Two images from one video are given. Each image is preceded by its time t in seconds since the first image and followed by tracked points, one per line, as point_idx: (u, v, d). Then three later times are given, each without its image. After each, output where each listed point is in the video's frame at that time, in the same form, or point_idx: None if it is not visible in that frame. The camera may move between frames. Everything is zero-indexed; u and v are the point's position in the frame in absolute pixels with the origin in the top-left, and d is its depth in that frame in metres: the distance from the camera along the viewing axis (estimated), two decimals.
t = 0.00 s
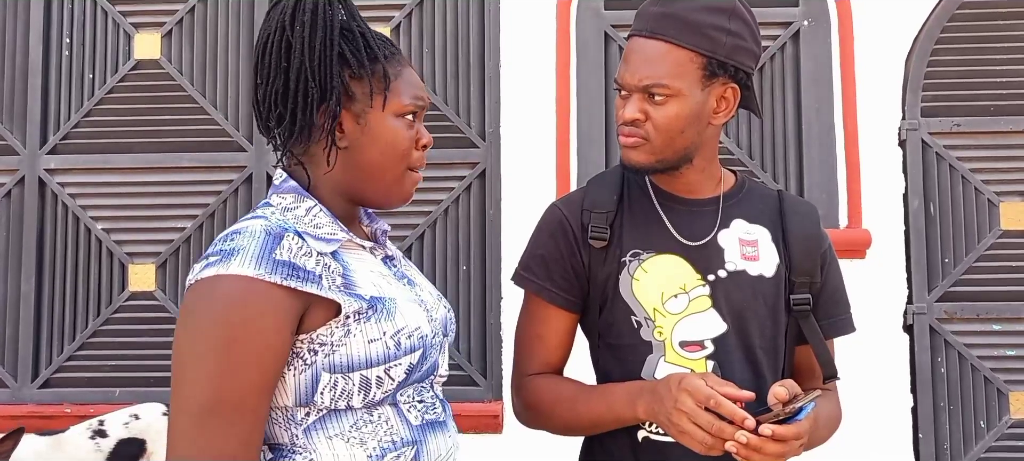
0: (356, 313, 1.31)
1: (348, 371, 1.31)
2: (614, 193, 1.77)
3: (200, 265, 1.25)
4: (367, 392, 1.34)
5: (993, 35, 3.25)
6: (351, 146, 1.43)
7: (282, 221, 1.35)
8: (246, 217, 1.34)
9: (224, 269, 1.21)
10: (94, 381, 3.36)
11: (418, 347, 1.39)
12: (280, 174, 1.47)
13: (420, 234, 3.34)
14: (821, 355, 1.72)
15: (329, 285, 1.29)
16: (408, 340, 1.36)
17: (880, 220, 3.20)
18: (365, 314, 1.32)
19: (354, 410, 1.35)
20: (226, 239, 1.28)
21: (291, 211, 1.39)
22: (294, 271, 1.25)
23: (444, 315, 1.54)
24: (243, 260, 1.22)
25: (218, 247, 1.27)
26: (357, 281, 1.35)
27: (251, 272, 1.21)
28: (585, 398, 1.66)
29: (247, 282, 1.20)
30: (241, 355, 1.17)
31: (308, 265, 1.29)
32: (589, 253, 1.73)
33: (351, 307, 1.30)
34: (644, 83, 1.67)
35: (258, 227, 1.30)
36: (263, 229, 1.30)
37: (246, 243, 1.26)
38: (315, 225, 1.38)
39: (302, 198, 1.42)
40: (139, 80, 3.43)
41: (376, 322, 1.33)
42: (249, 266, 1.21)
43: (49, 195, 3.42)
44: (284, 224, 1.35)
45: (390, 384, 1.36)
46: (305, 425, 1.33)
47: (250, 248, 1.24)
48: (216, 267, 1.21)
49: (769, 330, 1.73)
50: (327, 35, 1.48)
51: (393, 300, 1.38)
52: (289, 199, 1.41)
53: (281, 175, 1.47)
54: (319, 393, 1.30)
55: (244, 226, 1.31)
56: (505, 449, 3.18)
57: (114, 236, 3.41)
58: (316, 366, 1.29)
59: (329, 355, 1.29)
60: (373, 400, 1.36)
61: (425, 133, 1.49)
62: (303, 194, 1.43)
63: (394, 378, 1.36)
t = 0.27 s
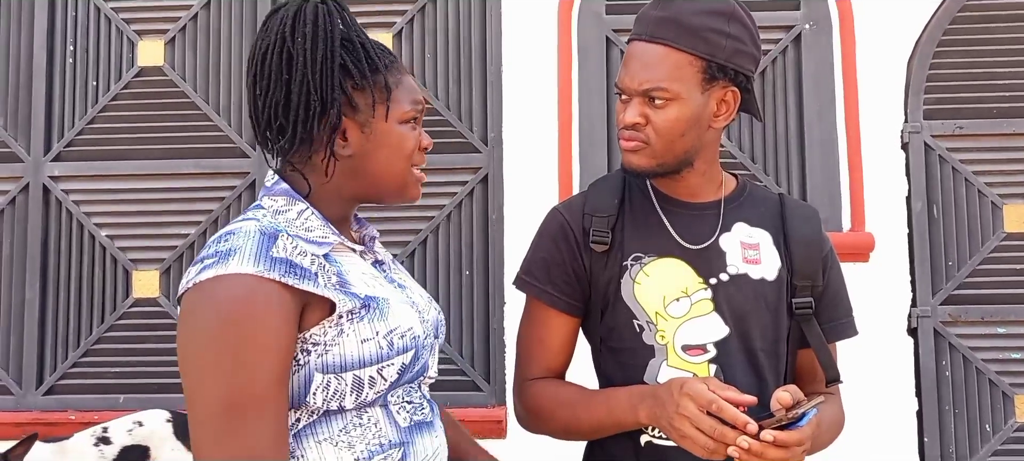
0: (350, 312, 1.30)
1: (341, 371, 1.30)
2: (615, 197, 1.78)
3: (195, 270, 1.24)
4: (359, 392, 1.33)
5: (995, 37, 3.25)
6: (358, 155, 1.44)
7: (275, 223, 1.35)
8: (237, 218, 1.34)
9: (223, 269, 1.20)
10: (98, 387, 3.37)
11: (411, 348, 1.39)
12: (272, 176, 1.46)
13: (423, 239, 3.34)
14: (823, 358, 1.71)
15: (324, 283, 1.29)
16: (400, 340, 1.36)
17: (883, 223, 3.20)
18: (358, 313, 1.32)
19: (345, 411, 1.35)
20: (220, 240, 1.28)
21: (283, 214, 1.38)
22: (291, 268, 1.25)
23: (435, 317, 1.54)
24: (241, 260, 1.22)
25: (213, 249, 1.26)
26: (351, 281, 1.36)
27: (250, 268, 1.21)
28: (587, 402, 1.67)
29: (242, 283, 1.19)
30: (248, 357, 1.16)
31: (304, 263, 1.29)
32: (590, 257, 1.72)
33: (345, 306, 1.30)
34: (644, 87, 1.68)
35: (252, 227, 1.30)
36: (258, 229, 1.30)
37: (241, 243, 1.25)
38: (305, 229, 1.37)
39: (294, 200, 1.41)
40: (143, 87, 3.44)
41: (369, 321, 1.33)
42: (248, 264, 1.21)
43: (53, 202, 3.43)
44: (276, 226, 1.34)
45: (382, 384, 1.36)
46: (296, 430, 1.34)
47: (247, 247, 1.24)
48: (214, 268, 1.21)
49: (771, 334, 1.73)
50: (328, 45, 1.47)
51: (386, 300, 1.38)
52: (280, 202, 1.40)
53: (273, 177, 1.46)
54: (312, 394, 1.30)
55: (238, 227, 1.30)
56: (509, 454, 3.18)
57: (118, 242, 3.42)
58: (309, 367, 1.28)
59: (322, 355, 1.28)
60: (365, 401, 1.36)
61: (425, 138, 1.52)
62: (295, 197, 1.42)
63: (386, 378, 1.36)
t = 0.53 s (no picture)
0: (337, 306, 1.30)
1: (325, 367, 1.31)
2: (613, 201, 1.77)
3: (190, 256, 1.22)
4: (342, 390, 1.34)
5: (993, 43, 3.26)
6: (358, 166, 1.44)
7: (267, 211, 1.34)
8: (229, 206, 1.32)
9: (217, 251, 1.19)
10: (95, 390, 3.36)
11: (396, 348, 1.39)
12: (266, 173, 1.45)
13: (421, 243, 3.34)
14: (821, 363, 1.71)
15: (315, 272, 1.27)
16: (386, 339, 1.36)
17: (881, 229, 3.20)
18: (345, 308, 1.31)
19: (326, 411, 1.37)
20: (213, 225, 1.26)
21: (277, 209, 1.37)
22: (284, 253, 1.23)
23: (422, 321, 1.54)
24: (236, 241, 1.21)
25: (206, 234, 1.24)
26: (341, 275, 1.35)
27: (244, 250, 1.20)
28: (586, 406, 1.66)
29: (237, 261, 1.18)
30: (247, 339, 1.14)
31: (297, 250, 1.27)
32: (588, 261, 1.72)
33: (332, 299, 1.28)
34: (641, 92, 1.68)
35: (246, 212, 1.29)
36: (251, 214, 1.29)
37: (235, 226, 1.24)
38: (299, 222, 1.38)
39: (288, 196, 1.41)
40: (142, 90, 3.44)
41: (356, 318, 1.33)
42: (242, 245, 1.20)
43: (51, 205, 3.43)
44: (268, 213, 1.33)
45: (365, 382, 1.36)
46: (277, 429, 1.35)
47: (241, 230, 1.23)
48: (209, 251, 1.19)
49: (768, 339, 1.73)
50: (336, 55, 1.47)
51: (373, 299, 1.37)
52: (274, 197, 1.39)
53: (267, 174, 1.45)
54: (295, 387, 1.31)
55: (231, 212, 1.29)
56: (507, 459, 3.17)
57: (116, 245, 3.41)
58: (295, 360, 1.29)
59: (308, 348, 1.29)
60: (347, 399, 1.36)
61: (424, 152, 1.52)
62: (289, 193, 1.42)
63: (370, 376, 1.36)
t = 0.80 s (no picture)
0: (333, 292, 1.30)
1: (320, 354, 1.30)
2: (614, 198, 1.77)
3: (189, 235, 1.23)
4: (337, 379, 1.33)
5: (995, 41, 3.25)
6: (360, 163, 1.44)
7: (267, 192, 1.35)
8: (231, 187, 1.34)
9: (216, 229, 1.19)
10: (97, 386, 3.37)
11: (392, 337, 1.38)
12: (266, 161, 1.46)
13: (422, 240, 3.33)
14: (822, 360, 1.71)
15: (311, 256, 1.28)
16: (381, 328, 1.35)
17: (883, 226, 3.19)
18: (341, 296, 1.31)
19: (320, 404, 1.36)
20: (213, 205, 1.27)
21: (278, 195, 1.37)
22: (282, 233, 1.24)
23: (420, 312, 1.53)
24: (234, 219, 1.21)
25: (206, 213, 1.25)
26: (338, 261, 1.36)
27: (242, 228, 1.20)
28: (588, 403, 1.66)
29: (235, 245, 1.18)
30: (243, 325, 1.13)
31: (296, 231, 1.28)
32: (589, 258, 1.72)
33: (327, 285, 1.29)
34: (643, 88, 1.67)
35: (246, 193, 1.30)
36: (251, 195, 1.30)
37: (235, 204, 1.25)
38: (299, 208, 1.36)
39: (288, 183, 1.40)
40: (143, 86, 3.44)
41: (351, 305, 1.32)
42: (242, 223, 1.21)
43: (53, 200, 3.43)
44: (268, 193, 1.34)
45: (361, 372, 1.35)
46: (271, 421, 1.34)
47: (240, 209, 1.24)
48: (208, 230, 1.20)
49: (769, 336, 1.73)
50: (346, 49, 1.47)
51: (368, 287, 1.37)
52: (275, 184, 1.39)
53: (267, 162, 1.46)
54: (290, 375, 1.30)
55: (231, 193, 1.30)
56: (508, 455, 3.17)
57: (118, 241, 3.42)
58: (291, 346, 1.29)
59: (304, 334, 1.29)
60: (343, 388, 1.35)
61: (426, 153, 1.52)
62: (290, 181, 1.41)
63: (366, 365, 1.34)
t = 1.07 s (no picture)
0: (333, 298, 1.30)
1: (320, 359, 1.30)
2: (614, 197, 1.78)
3: (189, 236, 1.23)
4: (337, 384, 1.33)
5: (994, 39, 3.25)
6: (363, 167, 1.43)
7: (268, 195, 1.35)
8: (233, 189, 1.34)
9: (216, 232, 1.19)
10: (97, 387, 3.36)
11: (391, 342, 1.38)
12: (266, 162, 1.44)
13: (422, 240, 3.33)
14: (823, 359, 1.71)
15: (311, 261, 1.28)
16: (381, 333, 1.36)
17: (882, 224, 3.19)
18: (341, 301, 1.31)
19: (321, 409, 1.36)
20: (214, 206, 1.27)
21: (279, 197, 1.36)
22: (282, 237, 1.24)
23: (420, 316, 1.53)
24: (234, 222, 1.21)
25: (207, 215, 1.26)
26: (339, 266, 1.36)
27: (242, 232, 1.20)
28: (588, 401, 1.66)
29: (234, 248, 1.18)
30: (238, 329, 1.13)
31: (296, 236, 1.28)
32: (589, 257, 1.72)
33: (327, 290, 1.29)
34: (642, 87, 1.68)
35: (247, 196, 1.30)
36: (252, 198, 1.30)
37: (236, 207, 1.25)
38: (299, 210, 1.35)
39: (290, 184, 1.39)
40: (142, 87, 3.44)
41: (351, 311, 1.32)
42: (242, 227, 1.21)
43: (52, 202, 3.43)
44: (269, 196, 1.34)
45: (361, 377, 1.35)
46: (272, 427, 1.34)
47: (241, 212, 1.24)
48: (208, 232, 1.20)
49: (769, 335, 1.73)
50: (354, 52, 1.47)
51: (368, 292, 1.37)
52: (277, 186, 1.38)
53: (268, 163, 1.44)
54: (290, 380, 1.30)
55: (233, 195, 1.30)
56: (508, 454, 3.17)
57: (117, 242, 3.41)
58: (291, 351, 1.28)
59: (304, 340, 1.28)
60: (343, 394, 1.35)
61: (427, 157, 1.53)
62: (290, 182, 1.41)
63: (365, 370, 1.35)
